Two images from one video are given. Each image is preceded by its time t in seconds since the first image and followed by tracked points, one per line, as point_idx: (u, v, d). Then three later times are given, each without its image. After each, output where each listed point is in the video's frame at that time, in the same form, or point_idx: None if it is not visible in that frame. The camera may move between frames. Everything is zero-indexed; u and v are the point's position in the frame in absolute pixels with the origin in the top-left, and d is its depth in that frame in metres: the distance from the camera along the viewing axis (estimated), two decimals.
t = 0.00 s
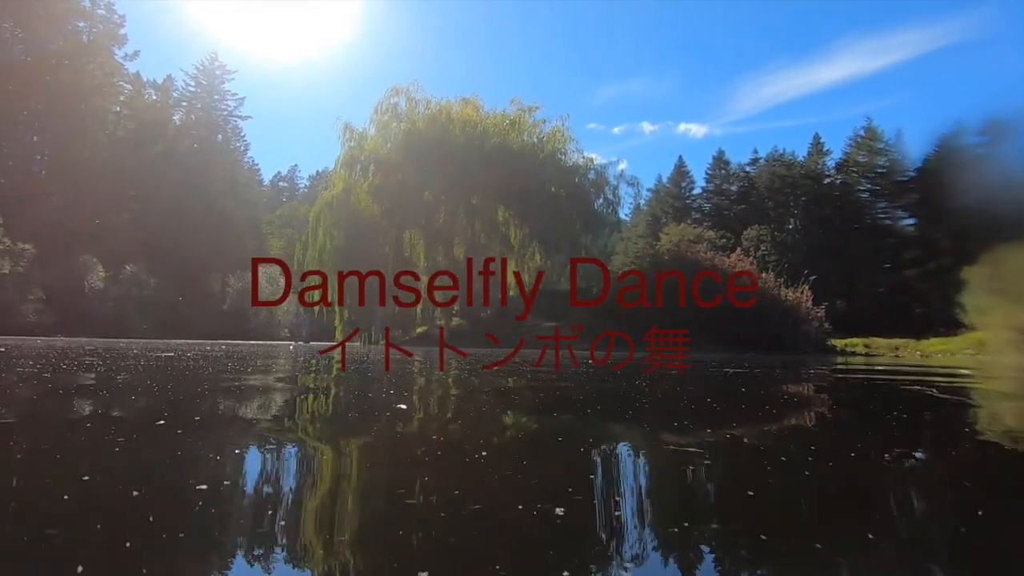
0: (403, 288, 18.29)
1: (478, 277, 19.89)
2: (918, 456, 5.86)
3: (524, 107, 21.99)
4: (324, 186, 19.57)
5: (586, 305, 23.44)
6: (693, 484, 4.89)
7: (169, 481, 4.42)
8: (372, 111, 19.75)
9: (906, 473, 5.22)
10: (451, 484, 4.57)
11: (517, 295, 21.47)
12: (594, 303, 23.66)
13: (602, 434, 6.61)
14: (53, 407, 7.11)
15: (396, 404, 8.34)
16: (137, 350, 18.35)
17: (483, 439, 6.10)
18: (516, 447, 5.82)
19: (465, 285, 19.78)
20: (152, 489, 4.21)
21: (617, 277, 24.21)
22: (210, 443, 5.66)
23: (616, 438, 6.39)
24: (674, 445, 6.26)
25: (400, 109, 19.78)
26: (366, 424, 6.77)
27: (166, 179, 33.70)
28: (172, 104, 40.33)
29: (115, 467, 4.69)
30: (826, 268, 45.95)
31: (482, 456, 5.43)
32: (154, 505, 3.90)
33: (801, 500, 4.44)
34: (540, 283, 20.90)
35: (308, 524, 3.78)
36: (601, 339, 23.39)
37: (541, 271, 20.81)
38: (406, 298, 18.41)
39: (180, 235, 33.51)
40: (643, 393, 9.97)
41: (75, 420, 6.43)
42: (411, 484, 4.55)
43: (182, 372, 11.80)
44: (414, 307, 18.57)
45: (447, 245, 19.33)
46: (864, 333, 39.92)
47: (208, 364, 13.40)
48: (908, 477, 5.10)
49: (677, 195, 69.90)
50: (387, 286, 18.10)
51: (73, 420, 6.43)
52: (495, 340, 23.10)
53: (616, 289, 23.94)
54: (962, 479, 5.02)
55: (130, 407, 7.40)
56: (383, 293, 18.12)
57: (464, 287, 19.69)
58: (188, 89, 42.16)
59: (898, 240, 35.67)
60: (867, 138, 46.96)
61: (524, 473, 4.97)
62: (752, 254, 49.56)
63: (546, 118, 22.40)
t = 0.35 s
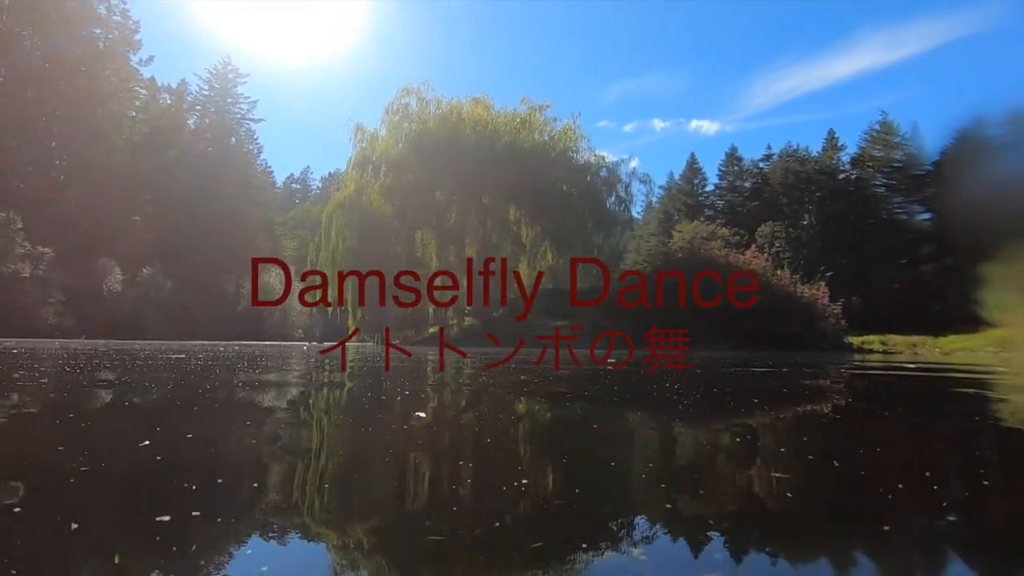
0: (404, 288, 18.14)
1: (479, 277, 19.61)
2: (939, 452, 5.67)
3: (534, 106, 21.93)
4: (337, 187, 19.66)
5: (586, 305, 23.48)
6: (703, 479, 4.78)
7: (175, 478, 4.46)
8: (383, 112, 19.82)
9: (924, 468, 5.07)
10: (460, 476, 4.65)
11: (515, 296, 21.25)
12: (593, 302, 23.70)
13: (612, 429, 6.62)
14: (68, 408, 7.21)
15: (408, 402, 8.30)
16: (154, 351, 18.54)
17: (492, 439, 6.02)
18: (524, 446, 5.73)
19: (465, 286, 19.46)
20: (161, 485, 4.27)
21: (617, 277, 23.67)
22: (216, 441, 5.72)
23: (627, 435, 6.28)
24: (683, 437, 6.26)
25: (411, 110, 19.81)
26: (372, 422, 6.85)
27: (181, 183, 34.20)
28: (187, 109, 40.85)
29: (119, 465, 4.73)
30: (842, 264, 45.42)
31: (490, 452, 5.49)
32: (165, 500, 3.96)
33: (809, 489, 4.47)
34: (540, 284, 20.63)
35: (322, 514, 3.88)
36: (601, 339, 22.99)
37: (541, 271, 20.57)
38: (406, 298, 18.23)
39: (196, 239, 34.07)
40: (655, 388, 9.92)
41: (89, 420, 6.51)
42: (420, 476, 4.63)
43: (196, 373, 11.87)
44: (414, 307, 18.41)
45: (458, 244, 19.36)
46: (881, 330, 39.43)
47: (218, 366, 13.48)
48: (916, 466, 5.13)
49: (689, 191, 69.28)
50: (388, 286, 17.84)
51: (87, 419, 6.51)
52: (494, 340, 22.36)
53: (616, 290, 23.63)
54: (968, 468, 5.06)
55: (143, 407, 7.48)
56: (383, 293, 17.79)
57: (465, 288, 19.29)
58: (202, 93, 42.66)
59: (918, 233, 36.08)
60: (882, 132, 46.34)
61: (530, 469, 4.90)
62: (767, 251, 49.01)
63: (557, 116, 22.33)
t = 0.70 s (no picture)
0: (404, 288, 17.83)
1: (479, 277, 19.23)
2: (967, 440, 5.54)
3: (547, 101, 21.85)
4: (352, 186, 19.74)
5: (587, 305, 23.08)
6: (722, 468, 4.70)
7: (188, 474, 4.49)
8: (397, 110, 19.87)
9: (950, 456, 4.96)
10: (475, 466, 4.67)
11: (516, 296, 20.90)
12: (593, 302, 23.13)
13: (627, 419, 6.56)
14: (94, 406, 7.33)
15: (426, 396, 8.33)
16: (177, 352, 18.77)
17: (509, 431, 5.99)
18: (540, 437, 5.69)
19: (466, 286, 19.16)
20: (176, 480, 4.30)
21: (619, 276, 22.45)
22: (231, 437, 5.78)
23: (645, 426, 6.21)
24: (699, 427, 6.19)
25: (424, 108, 19.84)
26: (385, 417, 6.88)
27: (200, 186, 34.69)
28: (204, 112, 41.42)
29: (133, 462, 4.77)
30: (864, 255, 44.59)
31: (505, 443, 5.48)
32: (185, 492, 4.00)
33: (828, 476, 4.43)
34: (540, 284, 20.34)
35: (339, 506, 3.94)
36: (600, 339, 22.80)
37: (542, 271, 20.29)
38: (407, 298, 17.99)
39: (216, 241, 34.56)
40: (673, 380, 9.76)
41: (114, 417, 6.62)
42: (435, 468, 4.67)
43: (218, 372, 11.99)
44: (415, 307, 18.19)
45: (473, 241, 19.36)
46: (906, 321, 38.65)
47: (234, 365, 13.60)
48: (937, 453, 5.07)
49: (705, 184, 68.49)
50: (388, 286, 17.55)
51: (113, 417, 6.62)
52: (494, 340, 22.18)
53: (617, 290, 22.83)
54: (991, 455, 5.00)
55: (166, 404, 7.58)
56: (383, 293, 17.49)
57: (466, 287, 19.00)
58: (218, 97, 43.21)
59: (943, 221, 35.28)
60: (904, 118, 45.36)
61: (546, 461, 4.87)
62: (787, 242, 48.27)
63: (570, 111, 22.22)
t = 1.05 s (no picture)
0: (403, 288, 17.52)
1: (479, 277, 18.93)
2: (995, 446, 5.42)
3: (564, 97, 21.72)
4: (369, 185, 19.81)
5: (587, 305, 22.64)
6: (744, 472, 4.63)
7: (198, 475, 4.32)
8: (414, 109, 19.91)
9: (979, 462, 4.85)
10: (493, 466, 4.65)
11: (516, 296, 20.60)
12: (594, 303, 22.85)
13: (645, 425, 6.29)
14: (120, 402, 7.46)
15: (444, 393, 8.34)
16: (199, 350, 19.03)
17: (527, 430, 5.97)
18: (558, 438, 5.66)
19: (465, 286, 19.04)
20: (185, 482, 4.12)
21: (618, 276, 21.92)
22: (240, 435, 5.65)
23: (664, 429, 6.15)
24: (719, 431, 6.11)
25: (441, 105, 19.85)
26: (399, 414, 6.72)
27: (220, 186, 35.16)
28: (224, 113, 41.99)
29: (137, 465, 4.58)
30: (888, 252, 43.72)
31: (524, 443, 5.46)
32: (209, 487, 4.03)
33: (861, 488, 4.17)
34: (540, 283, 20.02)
35: (358, 506, 3.80)
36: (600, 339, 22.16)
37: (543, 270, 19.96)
38: (406, 298, 17.63)
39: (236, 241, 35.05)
40: (695, 378, 9.50)
41: (139, 413, 6.72)
42: (453, 467, 4.65)
43: (239, 369, 12.14)
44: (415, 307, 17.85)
45: (490, 239, 19.37)
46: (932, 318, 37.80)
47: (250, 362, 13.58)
48: (965, 460, 4.85)
49: (723, 180, 67.67)
50: (387, 286, 17.36)
51: (137, 413, 6.72)
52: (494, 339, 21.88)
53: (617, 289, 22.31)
54: (1010, 463, 4.86)
55: (190, 400, 7.68)
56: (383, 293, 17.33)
57: (465, 287, 18.80)
58: (238, 97, 43.74)
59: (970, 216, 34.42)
60: (929, 111, 44.32)
61: (565, 461, 4.83)
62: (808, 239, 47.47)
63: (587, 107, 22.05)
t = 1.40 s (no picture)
0: (402, 288, 17.73)
1: (479, 277, 18.72)
2: None
3: (585, 97, 21.59)
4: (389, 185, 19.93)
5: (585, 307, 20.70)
6: (765, 480, 4.51)
7: (213, 470, 4.28)
8: (434, 109, 19.99)
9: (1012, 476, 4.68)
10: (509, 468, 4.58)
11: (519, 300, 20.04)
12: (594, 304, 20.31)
13: (664, 430, 6.13)
14: (146, 393, 7.62)
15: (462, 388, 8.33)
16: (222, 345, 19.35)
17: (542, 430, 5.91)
18: (574, 439, 5.59)
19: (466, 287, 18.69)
20: (206, 477, 4.11)
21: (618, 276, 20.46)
22: (254, 429, 5.62)
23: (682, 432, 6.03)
24: (739, 436, 5.98)
25: (461, 105, 19.88)
26: (416, 410, 6.71)
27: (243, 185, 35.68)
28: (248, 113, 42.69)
29: (150, 460, 4.54)
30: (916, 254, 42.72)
31: (540, 443, 5.39)
32: (226, 482, 4.03)
33: (893, 503, 3.99)
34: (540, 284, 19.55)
35: (374, 509, 3.74)
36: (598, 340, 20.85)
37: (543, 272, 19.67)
38: (406, 298, 17.81)
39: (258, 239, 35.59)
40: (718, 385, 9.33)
41: (163, 404, 6.84)
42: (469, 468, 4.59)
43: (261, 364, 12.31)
44: (415, 307, 17.84)
45: (508, 238, 19.41)
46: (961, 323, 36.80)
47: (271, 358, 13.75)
48: (998, 473, 4.68)
49: (745, 180, 66.77)
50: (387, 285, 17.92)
51: (161, 403, 6.84)
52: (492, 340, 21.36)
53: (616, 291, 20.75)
54: None
55: (212, 392, 7.80)
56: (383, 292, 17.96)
57: (465, 287, 18.56)
58: (261, 98, 44.38)
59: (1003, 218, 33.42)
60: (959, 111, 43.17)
61: (581, 464, 4.75)
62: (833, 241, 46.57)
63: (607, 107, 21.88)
